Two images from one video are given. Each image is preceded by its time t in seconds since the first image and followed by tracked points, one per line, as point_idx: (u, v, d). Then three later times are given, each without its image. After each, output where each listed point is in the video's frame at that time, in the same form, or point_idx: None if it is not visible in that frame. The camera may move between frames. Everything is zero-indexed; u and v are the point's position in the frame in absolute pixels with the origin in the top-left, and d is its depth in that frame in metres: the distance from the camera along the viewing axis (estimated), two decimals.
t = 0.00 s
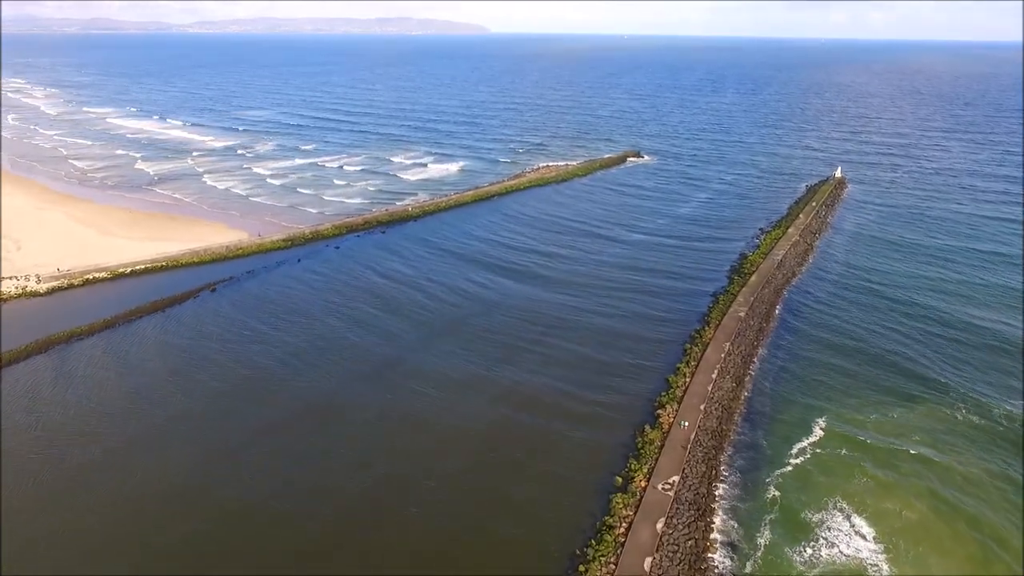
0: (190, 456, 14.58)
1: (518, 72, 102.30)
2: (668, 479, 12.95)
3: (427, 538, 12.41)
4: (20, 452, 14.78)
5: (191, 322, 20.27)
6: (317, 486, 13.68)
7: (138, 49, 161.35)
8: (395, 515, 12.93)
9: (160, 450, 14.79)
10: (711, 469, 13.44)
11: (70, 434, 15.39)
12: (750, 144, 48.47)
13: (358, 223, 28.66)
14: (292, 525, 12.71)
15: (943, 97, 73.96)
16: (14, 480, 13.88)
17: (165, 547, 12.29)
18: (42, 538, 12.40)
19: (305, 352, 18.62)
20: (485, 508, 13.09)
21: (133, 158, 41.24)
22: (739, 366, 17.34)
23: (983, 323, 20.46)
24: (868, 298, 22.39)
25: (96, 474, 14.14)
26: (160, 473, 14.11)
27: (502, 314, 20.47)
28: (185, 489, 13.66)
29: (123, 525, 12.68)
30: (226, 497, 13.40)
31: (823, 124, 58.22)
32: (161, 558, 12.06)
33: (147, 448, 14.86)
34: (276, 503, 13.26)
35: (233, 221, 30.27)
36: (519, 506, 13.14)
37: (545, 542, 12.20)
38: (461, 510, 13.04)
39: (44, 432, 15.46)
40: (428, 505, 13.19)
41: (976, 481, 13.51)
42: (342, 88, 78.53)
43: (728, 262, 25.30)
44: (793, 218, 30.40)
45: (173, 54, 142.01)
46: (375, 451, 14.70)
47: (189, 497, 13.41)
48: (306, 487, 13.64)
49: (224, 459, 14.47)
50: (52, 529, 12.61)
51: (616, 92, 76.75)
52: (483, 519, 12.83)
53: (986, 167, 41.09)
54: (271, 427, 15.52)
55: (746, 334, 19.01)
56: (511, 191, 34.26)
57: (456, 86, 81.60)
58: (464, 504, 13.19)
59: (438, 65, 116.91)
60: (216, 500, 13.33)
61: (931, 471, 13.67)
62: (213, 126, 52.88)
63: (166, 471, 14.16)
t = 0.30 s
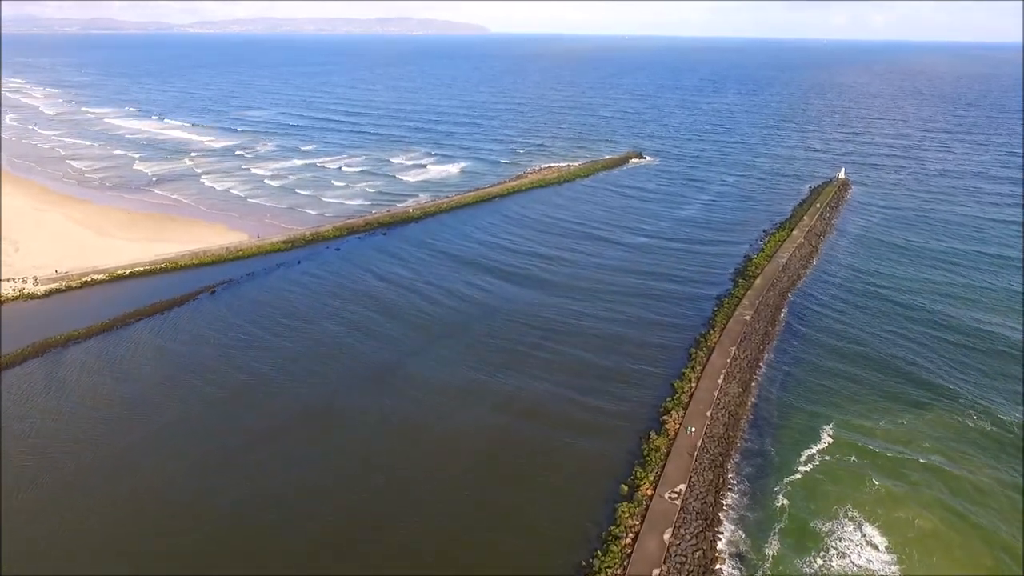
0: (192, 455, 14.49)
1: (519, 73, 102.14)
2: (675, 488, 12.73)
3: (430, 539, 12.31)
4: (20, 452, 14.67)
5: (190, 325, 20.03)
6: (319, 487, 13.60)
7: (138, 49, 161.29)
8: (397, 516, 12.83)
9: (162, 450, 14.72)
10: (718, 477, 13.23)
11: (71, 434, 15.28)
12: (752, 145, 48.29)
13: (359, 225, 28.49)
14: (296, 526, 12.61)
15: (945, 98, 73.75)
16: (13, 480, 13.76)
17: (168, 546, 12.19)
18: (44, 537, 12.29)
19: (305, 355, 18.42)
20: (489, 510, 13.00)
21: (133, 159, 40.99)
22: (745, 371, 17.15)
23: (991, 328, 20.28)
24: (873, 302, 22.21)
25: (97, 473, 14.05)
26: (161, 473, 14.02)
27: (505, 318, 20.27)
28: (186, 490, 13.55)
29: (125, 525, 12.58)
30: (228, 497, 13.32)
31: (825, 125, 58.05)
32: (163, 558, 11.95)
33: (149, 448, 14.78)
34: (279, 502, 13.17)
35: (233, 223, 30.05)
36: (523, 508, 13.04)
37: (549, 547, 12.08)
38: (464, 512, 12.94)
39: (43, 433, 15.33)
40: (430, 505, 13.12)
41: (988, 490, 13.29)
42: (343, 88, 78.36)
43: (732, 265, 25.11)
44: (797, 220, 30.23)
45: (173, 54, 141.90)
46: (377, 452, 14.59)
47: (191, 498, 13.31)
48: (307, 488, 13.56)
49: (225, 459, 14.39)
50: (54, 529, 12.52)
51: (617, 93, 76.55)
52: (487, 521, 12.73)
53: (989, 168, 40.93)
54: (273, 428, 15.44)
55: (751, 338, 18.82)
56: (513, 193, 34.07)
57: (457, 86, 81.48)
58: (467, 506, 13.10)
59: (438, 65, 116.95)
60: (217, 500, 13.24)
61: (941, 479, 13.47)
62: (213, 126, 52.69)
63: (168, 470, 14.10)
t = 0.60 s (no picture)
0: (192, 455, 14.43)
1: (520, 73, 101.98)
2: (683, 497, 12.48)
3: (432, 541, 12.26)
4: (20, 450, 14.61)
5: (189, 328, 19.80)
6: (320, 488, 13.54)
7: (139, 49, 161.27)
8: (399, 518, 12.77)
9: (162, 450, 14.66)
10: (726, 486, 13.00)
11: (71, 433, 15.21)
12: (755, 146, 48.04)
13: (360, 227, 28.30)
14: (297, 527, 12.57)
15: (948, 99, 73.46)
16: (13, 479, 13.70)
17: (169, 546, 12.16)
18: (44, 537, 12.26)
19: (305, 359, 18.20)
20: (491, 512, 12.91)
21: (132, 160, 40.79)
22: (751, 377, 16.94)
23: (999, 333, 20.03)
24: (880, 306, 22.01)
25: (97, 473, 14.00)
26: (161, 473, 13.96)
27: (508, 322, 20.05)
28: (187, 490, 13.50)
29: (126, 526, 12.56)
30: (229, 497, 13.28)
31: (828, 126, 57.75)
32: (164, 559, 11.91)
33: (149, 448, 14.72)
34: (280, 503, 13.13)
35: (233, 224, 29.83)
36: (525, 511, 12.96)
37: (551, 551, 12.02)
38: (466, 515, 12.86)
39: (43, 433, 15.26)
40: (432, 507, 13.06)
41: (1003, 499, 13.03)
42: (344, 89, 78.16)
43: (737, 267, 24.92)
44: (802, 222, 30.03)
45: (172, 54, 141.61)
46: (379, 454, 14.50)
47: (192, 499, 13.26)
48: (308, 490, 13.50)
49: (226, 460, 14.33)
50: (54, 528, 12.48)
51: (619, 94, 76.26)
52: (490, 523, 12.66)
53: (994, 170, 40.66)
54: (274, 428, 15.34)
55: (758, 342, 18.63)
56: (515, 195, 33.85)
57: (459, 86, 81.25)
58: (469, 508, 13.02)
59: (439, 66, 117.05)
60: (218, 501, 13.20)
61: (953, 487, 13.25)
62: (213, 127, 52.51)
63: (168, 470, 14.04)
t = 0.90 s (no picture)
0: (191, 455, 14.32)
1: (522, 73, 101.87)
2: (691, 507, 12.25)
3: (435, 542, 12.18)
4: (18, 451, 14.47)
5: (188, 331, 19.54)
6: (322, 488, 13.46)
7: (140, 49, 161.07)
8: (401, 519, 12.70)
9: (162, 449, 14.54)
10: (735, 495, 12.76)
11: (69, 433, 15.09)
12: (758, 148, 47.84)
13: (362, 228, 28.09)
14: (298, 527, 12.47)
15: (951, 100, 73.19)
16: (9, 479, 13.55)
17: (169, 546, 12.06)
18: (41, 538, 12.12)
19: (307, 364, 17.94)
20: (493, 513, 12.84)
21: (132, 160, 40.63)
22: (759, 382, 16.69)
23: (1008, 338, 19.78)
24: (887, 310, 21.79)
25: (96, 472, 13.86)
26: (160, 472, 13.84)
27: (511, 326, 19.83)
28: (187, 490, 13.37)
29: (125, 526, 12.44)
30: (230, 497, 13.17)
31: (831, 127, 57.54)
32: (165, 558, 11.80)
33: (148, 447, 14.60)
34: (281, 503, 13.03)
35: (233, 226, 29.63)
36: (528, 512, 12.87)
37: (554, 555, 11.91)
38: (468, 515, 12.77)
39: (41, 432, 15.12)
40: (435, 507, 12.98)
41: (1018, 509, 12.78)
42: (344, 89, 78.04)
43: (742, 270, 24.72)
44: (806, 224, 29.81)
45: (173, 55, 141.67)
46: (379, 457, 14.37)
47: (191, 496, 13.19)
48: (309, 490, 13.39)
49: (226, 459, 14.23)
50: (52, 527, 12.37)
51: (620, 94, 76.09)
52: (492, 524, 12.58)
53: (999, 172, 40.41)
54: (273, 428, 15.24)
55: (764, 347, 18.42)
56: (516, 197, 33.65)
57: (460, 87, 81.08)
58: (471, 508, 12.94)
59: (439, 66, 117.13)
60: (218, 500, 13.09)
61: (967, 497, 13.00)
62: (214, 128, 52.29)
63: (168, 469, 13.93)
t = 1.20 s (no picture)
0: (192, 461, 14.17)
1: (526, 74, 101.73)
2: (702, 519, 12.09)
3: (435, 552, 11.99)
4: (12, 457, 14.32)
5: (190, 335, 19.36)
6: (319, 496, 13.28)
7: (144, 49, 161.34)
8: (399, 528, 12.51)
9: (157, 455, 14.38)
10: (747, 505, 12.54)
11: (64, 438, 14.93)
12: (764, 149, 47.52)
13: (366, 230, 27.91)
14: (294, 535, 12.30)
15: (958, 101, 72.65)
16: (5, 485, 13.40)
17: (162, 554, 11.89)
18: (35, 547, 11.95)
19: (311, 368, 17.76)
20: (492, 522, 12.63)
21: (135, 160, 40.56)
22: (769, 389, 16.45)
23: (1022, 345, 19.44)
24: (898, 315, 21.51)
25: (90, 478, 13.70)
26: (161, 478, 13.71)
27: (516, 331, 19.61)
28: (182, 497, 13.20)
29: (117, 534, 12.28)
30: (226, 504, 13.01)
31: (837, 128, 57.19)
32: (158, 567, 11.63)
33: (144, 453, 14.45)
34: (277, 511, 12.86)
35: (237, 227, 29.49)
36: (532, 520, 12.69)
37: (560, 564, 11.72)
38: (467, 525, 12.58)
39: (41, 437, 15.00)
40: (433, 516, 12.79)
41: None
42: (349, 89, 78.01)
43: (750, 274, 24.48)
44: (815, 227, 29.56)
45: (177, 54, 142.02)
46: (378, 464, 14.19)
47: (186, 503, 13.03)
48: (311, 497, 13.24)
49: (224, 465, 14.06)
50: (44, 536, 12.20)
51: (625, 95, 75.86)
52: (491, 533, 12.38)
53: (1009, 175, 39.99)
54: (271, 435, 15.08)
55: (774, 352, 18.20)
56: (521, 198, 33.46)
57: (464, 87, 80.93)
58: (470, 518, 12.74)
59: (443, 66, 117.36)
60: (214, 508, 12.92)
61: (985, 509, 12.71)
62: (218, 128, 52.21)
63: (163, 476, 13.76)
